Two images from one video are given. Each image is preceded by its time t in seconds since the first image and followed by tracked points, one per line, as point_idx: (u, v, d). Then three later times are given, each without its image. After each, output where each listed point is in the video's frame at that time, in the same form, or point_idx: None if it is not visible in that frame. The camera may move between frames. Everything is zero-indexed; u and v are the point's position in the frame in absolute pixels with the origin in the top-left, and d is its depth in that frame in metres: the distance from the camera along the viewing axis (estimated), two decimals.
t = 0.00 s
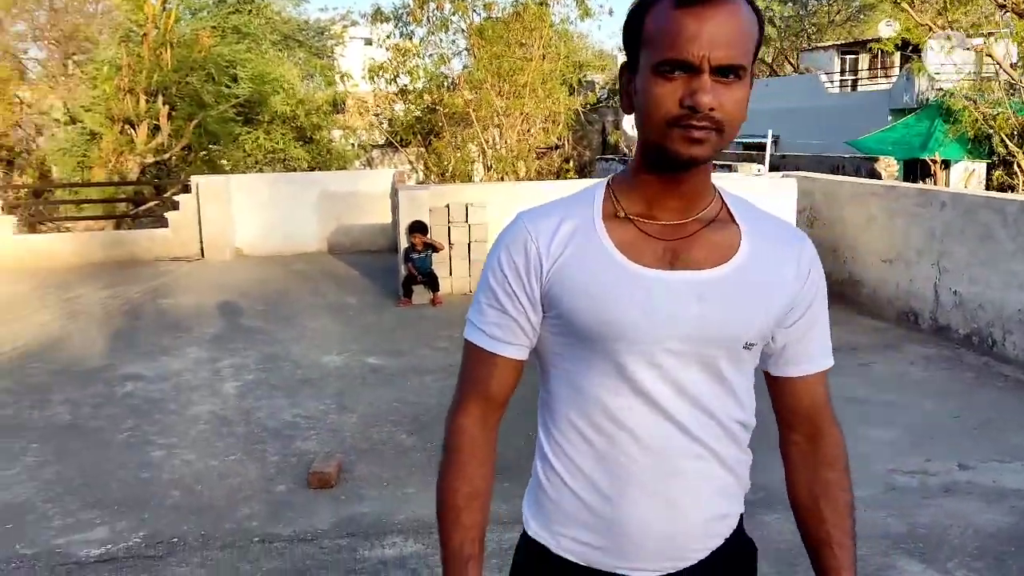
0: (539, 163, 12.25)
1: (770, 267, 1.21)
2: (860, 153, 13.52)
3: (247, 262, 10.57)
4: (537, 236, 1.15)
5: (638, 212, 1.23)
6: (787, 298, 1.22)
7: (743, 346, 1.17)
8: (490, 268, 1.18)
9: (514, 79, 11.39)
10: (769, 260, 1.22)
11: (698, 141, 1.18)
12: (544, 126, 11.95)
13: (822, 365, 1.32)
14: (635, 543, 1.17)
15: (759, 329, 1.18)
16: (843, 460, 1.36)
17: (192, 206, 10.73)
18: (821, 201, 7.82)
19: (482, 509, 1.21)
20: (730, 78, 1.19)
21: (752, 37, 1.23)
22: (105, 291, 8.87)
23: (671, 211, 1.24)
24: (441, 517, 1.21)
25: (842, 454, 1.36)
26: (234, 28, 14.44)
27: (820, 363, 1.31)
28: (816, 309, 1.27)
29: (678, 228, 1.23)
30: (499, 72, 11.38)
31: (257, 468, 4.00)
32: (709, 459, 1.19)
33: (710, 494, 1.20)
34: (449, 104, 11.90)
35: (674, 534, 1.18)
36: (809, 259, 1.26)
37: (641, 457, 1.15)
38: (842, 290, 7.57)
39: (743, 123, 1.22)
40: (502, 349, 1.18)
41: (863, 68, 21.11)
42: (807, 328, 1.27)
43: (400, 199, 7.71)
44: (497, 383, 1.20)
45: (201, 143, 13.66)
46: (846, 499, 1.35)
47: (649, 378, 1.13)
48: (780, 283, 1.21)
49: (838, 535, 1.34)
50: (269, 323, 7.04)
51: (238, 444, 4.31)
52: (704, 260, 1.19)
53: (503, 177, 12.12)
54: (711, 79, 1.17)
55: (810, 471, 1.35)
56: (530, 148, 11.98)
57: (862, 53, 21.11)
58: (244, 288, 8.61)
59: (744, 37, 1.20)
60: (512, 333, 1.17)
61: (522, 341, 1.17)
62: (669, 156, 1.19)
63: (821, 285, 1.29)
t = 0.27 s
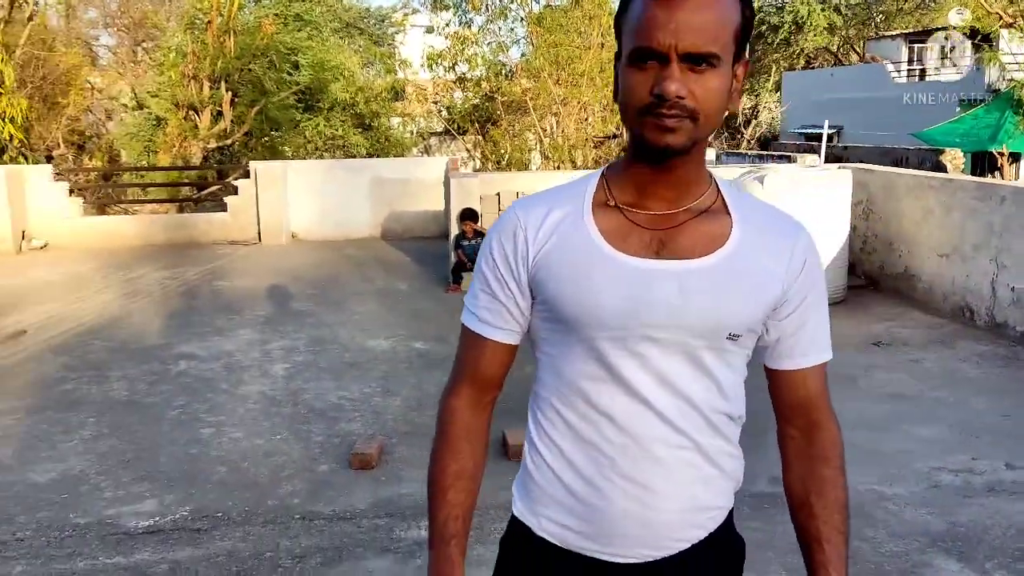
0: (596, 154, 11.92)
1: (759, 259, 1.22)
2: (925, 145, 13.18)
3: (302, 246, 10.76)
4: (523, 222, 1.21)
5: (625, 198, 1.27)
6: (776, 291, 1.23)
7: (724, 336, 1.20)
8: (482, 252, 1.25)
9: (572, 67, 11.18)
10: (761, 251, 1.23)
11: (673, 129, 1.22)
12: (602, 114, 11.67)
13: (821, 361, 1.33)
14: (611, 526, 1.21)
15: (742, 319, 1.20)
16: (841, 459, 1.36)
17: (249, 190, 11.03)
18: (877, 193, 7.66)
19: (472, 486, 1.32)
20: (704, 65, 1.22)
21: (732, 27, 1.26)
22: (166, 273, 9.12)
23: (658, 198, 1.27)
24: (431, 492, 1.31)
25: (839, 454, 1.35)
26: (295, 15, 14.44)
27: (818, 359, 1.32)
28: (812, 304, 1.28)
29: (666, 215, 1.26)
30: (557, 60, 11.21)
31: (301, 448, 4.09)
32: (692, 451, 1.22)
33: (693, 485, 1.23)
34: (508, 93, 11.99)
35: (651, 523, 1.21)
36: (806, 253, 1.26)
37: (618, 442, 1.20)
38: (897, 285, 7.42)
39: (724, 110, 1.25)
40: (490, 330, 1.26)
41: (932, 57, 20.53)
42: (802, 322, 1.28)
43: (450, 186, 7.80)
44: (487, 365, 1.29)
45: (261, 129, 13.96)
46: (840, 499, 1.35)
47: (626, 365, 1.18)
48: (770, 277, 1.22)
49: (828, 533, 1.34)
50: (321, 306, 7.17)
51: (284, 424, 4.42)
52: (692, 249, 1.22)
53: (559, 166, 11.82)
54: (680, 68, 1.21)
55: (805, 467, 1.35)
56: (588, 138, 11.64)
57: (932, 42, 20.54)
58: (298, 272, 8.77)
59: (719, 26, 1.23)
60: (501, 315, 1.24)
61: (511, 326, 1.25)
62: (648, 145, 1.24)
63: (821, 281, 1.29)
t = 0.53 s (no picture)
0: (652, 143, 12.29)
1: (692, 251, 1.21)
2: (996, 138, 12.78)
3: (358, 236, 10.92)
4: (459, 233, 1.31)
5: (560, 199, 1.32)
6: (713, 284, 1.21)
7: (651, 332, 1.20)
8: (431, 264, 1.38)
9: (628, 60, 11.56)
10: (697, 244, 1.22)
11: (585, 119, 1.26)
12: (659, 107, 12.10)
13: (784, 359, 1.29)
14: (541, 524, 1.27)
15: (669, 315, 1.19)
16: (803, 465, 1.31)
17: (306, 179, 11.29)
18: (938, 188, 7.45)
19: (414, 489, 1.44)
20: (605, 50, 1.24)
21: (644, 11, 1.27)
22: (223, 261, 9.33)
23: (590, 195, 1.31)
24: (383, 490, 1.45)
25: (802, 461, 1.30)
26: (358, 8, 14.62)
27: (777, 355, 1.28)
28: (758, 300, 1.25)
29: (596, 212, 1.30)
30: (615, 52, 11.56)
31: (343, 435, 4.16)
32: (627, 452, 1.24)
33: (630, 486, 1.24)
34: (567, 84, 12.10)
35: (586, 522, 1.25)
36: (748, 246, 1.24)
37: (549, 442, 1.26)
38: (957, 283, 7.22)
39: (639, 96, 1.27)
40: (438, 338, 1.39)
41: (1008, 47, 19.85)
42: (752, 317, 1.25)
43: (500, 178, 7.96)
44: (436, 372, 1.41)
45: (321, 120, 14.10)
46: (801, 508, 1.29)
47: (553, 365, 1.23)
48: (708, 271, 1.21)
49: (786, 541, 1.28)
50: (372, 296, 7.26)
51: (327, 411, 4.50)
52: (622, 244, 1.24)
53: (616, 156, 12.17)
54: (581, 57, 1.25)
55: (763, 470, 1.31)
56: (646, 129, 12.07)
57: (1006, 31, 19.87)
58: (352, 262, 8.90)
59: (623, 12, 1.25)
60: (445, 321, 1.37)
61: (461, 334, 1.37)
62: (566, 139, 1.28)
63: (772, 276, 1.26)
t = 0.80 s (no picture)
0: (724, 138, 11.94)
1: (599, 244, 1.16)
2: None
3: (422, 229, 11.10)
4: (397, 237, 1.35)
5: (488, 203, 1.32)
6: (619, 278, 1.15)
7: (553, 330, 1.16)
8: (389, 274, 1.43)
9: (699, 52, 11.47)
10: (600, 237, 1.17)
11: (488, 119, 1.23)
12: (733, 100, 11.75)
13: (711, 356, 1.18)
14: (466, 521, 1.28)
15: (570, 313, 1.15)
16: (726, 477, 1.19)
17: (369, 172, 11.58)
18: (1014, 183, 7.17)
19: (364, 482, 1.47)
20: (500, 48, 1.21)
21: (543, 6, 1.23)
22: (286, 251, 9.63)
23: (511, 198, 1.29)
24: (342, 483, 1.50)
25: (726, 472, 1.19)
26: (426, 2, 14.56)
27: (701, 352, 1.17)
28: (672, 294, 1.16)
29: (516, 213, 1.28)
30: (686, 43, 11.45)
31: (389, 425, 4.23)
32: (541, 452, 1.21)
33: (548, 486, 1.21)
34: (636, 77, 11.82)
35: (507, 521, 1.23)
36: (660, 237, 1.16)
37: (473, 440, 1.27)
38: None
39: (542, 94, 1.23)
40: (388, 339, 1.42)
41: None
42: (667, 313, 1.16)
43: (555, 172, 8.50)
44: (388, 371, 1.45)
45: (389, 113, 14.28)
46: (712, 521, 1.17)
47: (472, 363, 1.25)
48: (613, 264, 1.15)
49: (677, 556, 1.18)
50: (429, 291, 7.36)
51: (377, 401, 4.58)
52: (534, 239, 1.21)
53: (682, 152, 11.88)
54: (477, 58, 1.22)
55: (678, 476, 1.20)
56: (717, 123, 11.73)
57: None
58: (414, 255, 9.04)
59: (517, 8, 1.22)
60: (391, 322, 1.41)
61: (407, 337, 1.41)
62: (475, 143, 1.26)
63: (692, 270, 1.17)
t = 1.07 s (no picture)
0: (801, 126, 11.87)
1: (559, 228, 1.16)
2: None
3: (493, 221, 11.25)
4: (394, 227, 1.41)
5: (476, 189, 1.37)
6: (577, 259, 1.14)
7: (518, 313, 1.18)
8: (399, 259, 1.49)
9: (781, 39, 10.84)
10: (563, 218, 1.17)
11: (464, 103, 1.26)
12: (815, 88, 11.36)
13: (677, 341, 1.11)
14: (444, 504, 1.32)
15: (535, 295, 1.16)
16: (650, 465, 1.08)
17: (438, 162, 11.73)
18: None
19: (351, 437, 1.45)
20: (472, 34, 1.24)
21: None
22: (355, 239, 9.89)
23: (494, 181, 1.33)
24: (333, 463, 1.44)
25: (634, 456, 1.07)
26: None
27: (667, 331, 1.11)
28: (630, 272, 1.12)
29: (498, 199, 1.31)
30: (766, 29, 10.84)
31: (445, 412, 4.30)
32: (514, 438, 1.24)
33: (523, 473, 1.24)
34: (712, 67, 11.52)
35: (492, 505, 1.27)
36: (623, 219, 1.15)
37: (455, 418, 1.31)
38: None
39: (516, 78, 1.25)
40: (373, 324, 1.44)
41: None
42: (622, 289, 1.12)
43: (622, 161, 8.63)
44: (372, 350, 1.46)
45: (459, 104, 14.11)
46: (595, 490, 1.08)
47: (452, 351, 1.29)
48: (573, 245, 1.14)
49: (538, 511, 1.09)
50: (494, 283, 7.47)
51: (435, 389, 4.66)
52: (509, 223, 1.24)
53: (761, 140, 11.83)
54: (451, 44, 1.25)
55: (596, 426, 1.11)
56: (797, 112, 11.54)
57: None
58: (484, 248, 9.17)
59: None
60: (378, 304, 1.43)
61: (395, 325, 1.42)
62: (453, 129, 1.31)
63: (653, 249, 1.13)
